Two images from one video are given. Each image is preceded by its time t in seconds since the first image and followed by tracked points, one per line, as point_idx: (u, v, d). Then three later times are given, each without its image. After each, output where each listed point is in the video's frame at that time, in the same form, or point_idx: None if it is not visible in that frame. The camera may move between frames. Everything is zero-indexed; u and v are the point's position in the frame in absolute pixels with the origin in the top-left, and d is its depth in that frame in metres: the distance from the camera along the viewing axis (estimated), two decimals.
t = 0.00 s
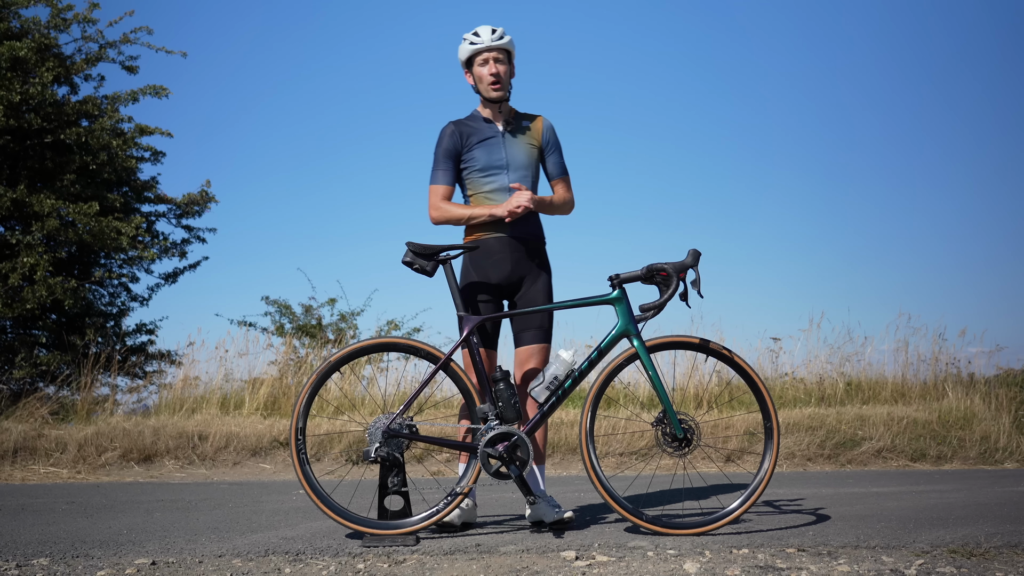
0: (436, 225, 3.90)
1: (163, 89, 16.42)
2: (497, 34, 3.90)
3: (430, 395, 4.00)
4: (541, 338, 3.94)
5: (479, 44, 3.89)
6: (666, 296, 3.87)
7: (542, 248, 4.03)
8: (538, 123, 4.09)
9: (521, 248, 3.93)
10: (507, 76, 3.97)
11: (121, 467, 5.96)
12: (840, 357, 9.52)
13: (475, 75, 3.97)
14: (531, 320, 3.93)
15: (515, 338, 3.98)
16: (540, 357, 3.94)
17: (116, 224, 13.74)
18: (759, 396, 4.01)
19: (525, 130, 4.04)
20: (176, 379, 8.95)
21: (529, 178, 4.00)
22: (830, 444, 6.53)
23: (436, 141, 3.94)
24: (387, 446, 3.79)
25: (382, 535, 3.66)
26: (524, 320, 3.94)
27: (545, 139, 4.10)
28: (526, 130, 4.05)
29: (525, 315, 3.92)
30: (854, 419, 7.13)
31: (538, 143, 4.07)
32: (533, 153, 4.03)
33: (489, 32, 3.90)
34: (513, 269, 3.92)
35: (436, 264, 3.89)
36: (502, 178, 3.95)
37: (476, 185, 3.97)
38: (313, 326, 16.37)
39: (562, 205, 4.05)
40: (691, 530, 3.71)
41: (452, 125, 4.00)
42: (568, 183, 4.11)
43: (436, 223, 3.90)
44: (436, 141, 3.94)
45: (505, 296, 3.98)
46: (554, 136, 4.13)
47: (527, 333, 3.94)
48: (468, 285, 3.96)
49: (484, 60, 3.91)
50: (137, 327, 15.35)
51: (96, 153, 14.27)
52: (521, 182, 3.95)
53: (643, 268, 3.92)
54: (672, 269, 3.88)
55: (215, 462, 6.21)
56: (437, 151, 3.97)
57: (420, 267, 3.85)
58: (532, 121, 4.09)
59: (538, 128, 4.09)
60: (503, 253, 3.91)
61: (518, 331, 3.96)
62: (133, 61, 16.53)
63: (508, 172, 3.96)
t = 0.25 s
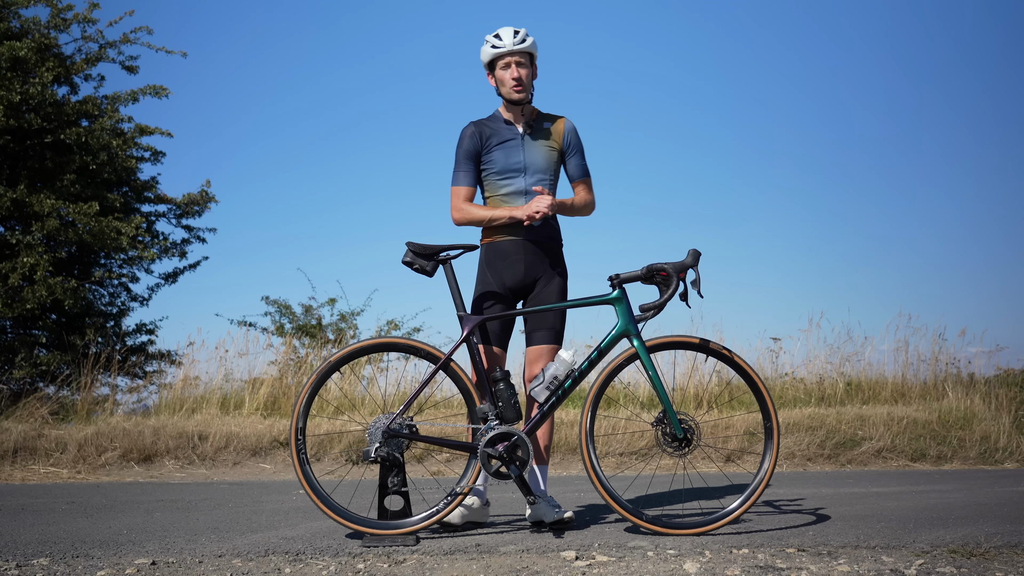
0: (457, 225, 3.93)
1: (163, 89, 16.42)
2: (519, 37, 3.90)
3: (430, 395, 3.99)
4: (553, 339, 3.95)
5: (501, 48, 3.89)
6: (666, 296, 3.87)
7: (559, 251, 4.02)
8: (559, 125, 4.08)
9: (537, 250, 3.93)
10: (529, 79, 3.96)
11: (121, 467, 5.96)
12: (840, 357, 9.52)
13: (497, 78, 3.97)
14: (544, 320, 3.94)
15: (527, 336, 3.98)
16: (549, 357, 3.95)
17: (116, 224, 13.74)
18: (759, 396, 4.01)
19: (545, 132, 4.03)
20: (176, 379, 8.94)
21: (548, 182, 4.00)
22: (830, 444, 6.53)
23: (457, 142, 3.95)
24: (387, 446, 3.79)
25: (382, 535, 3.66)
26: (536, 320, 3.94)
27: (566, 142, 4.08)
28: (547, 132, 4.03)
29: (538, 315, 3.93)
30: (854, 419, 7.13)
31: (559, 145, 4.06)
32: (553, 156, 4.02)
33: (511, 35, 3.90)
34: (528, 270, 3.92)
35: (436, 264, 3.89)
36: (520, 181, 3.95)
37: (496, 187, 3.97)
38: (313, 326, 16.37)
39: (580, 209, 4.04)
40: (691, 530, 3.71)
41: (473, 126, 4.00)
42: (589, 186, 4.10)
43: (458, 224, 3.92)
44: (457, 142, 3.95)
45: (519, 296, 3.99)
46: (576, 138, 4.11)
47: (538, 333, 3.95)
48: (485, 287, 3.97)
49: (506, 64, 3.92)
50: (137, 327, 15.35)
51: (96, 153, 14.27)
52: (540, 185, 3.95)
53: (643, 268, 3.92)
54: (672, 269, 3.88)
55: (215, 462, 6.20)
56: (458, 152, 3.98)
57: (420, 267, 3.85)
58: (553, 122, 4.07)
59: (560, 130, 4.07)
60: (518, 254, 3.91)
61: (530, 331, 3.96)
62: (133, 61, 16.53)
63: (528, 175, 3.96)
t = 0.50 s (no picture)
0: (464, 223, 3.93)
1: (163, 89, 16.41)
2: (533, 39, 3.89)
3: (430, 395, 3.99)
4: (555, 339, 3.96)
5: (515, 50, 3.89)
6: (666, 296, 3.87)
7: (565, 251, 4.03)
8: (570, 127, 4.08)
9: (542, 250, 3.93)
10: (542, 82, 3.96)
11: (121, 467, 5.96)
12: (840, 357, 9.52)
13: (510, 79, 3.97)
14: (548, 320, 3.94)
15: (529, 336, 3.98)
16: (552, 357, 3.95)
17: (116, 224, 13.74)
18: (759, 396, 4.01)
19: (555, 134, 4.03)
20: (176, 379, 8.94)
21: (556, 184, 3.99)
22: (830, 444, 6.53)
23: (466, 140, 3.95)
24: (387, 446, 3.79)
25: (382, 535, 3.66)
26: (538, 320, 3.95)
27: (576, 144, 4.08)
28: (558, 134, 4.04)
29: (541, 315, 3.93)
30: (854, 419, 7.13)
31: (568, 147, 4.06)
32: (562, 158, 4.02)
33: (525, 36, 3.89)
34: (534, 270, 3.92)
35: (436, 264, 3.89)
36: (528, 181, 3.95)
37: (504, 186, 3.98)
38: (313, 326, 16.37)
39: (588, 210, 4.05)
40: (690, 530, 3.71)
41: (484, 124, 4.00)
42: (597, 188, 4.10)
43: (464, 221, 3.92)
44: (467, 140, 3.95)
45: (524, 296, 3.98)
46: (587, 141, 4.11)
47: (540, 334, 3.95)
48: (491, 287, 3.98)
49: (519, 66, 3.92)
50: (137, 327, 15.35)
51: (95, 152, 14.27)
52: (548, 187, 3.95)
53: (643, 268, 3.92)
54: (673, 269, 3.88)
55: (215, 462, 6.20)
56: (467, 149, 3.98)
57: (420, 267, 3.85)
58: (564, 124, 4.07)
59: (570, 132, 4.07)
60: (523, 255, 3.91)
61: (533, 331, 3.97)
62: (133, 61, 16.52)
63: (536, 176, 3.96)
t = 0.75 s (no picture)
0: (466, 221, 3.93)
1: (163, 89, 16.40)
2: (540, 39, 3.89)
3: (430, 395, 3.99)
4: (556, 339, 3.96)
5: (521, 50, 3.89)
6: (666, 296, 3.87)
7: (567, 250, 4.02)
8: (574, 128, 4.09)
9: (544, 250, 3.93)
10: (548, 82, 3.96)
11: (121, 467, 5.96)
12: (840, 357, 9.52)
13: (515, 79, 3.97)
14: (549, 320, 3.94)
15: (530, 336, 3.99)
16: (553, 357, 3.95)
17: (116, 223, 13.74)
18: (759, 396, 4.01)
19: (559, 135, 4.03)
20: (176, 379, 8.94)
21: (559, 184, 4.00)
22: (830, 444, 6.53)
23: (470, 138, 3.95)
24: (387, 446, 3.79)
25: (382, 535, 3.66)
26: (539, 320, 3.95)
27: (580, 145, 4.09)
28: (562, 134, 4.04)
29: (541, 315, 3.93)
30: (854, 419, 7.13)
31: (572, 148, 4.06)
32: (565, 158, 4.02)
33: (531, 36, 3.89)
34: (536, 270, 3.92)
35: (437, 264, 3.89)
36: (532, 181, 3.95)
37: (507, 186, 3.98)
38: (313, 326, 16.37)
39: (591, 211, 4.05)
40: (690, 530, 3.71)
41: (488, 123, 4.00)
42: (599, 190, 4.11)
43: (467, 219, 3.92)
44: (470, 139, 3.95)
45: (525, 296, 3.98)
46: (591, 143, 4.12)
47: (540, 334, 3.95)
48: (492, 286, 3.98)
49: (525, 66, 3.92)
50: (137, 327, 15.35)
51: (96, 152, 14.27)
52: (551, 187, 3.96)
53: (643, 268, 3.92)
54: (673, 269, 3.88)
55: (215, 462, 6.21)
56: (471, 148, 3.98)
57: (420, 267, 3.85)
58: (568, 125, 4.08)
59: (574, 134, 4.08)
60: (525, 255, 3.91)
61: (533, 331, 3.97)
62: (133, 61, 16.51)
63: (539, 176, 3.96)
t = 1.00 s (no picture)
0: (463, 221, 3.93)
1: (163, 89, 16.38)
2: (534, 38, 3.89)
3: (430, 395, 3.99)
4: (554, 339, 3.96)
5: (516, 49, 3.89)
6: (666, 295, 3.87)
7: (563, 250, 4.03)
8: (569, 127, 4.09)
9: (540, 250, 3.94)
10: (543, 81, 3.96)
11: (121, 467, 5.96)
12: (840, 357, 9.52)
13: (510, 78, 3.97)
14: (546, 320, 3.94)
15: (528, 336, 3.99)
16: (551, 357, 3.95)
17: (116, 223, 13.74)
18: (759, 396, 4.01)
19: (555, 134, 4.04)
20: (176, 379, 8.94)
21: (555, 184, 4.00)
22: (830, 444, 6.53)
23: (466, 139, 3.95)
24: (387, 446, 3.79)
25: (382, 535, 3.66)
26: (537, 321, 3.95)
27: (575, 144, 4.09)
28: (557, 133, 4.05)
29: (539, 315, 3.94)
30: (854, 419, 7.13)
31: (567, 147, 4.06)
32: (561, 157, 4.03)
33: (526, 36, 3.90)
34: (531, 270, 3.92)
35: (435, 264, 3.89)
36: (528, 181, 3.95)
37: (503, 185, 3.97)
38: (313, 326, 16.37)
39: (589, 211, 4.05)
40: (690, 529, 3.71)
41: (484, 123, 3.99)
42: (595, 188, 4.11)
43: (463, 220, 3.92)
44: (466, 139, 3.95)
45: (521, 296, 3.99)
46: (586, 141, 4.13)
47: (538, 334, 3.95)
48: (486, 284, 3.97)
49: (519, 65, 3.92)
50: (137, 327, 15.36)
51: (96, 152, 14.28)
52: (548, 187, 3.96)
53: (642, 268, 3.92)
54: (672, 269, 3.88)
55: (215, 462, 6.21)
56: (466, 148, 3.97)
57: (420, 267, 3.85)
58: (564, 124, 4.08)
59: (570, 133, 4.08)
60: (522, 255, 3.91)
61: (531, 331, 3.97)
62: (133, 61, 16.50)
63: (535, 175, 3.96)
